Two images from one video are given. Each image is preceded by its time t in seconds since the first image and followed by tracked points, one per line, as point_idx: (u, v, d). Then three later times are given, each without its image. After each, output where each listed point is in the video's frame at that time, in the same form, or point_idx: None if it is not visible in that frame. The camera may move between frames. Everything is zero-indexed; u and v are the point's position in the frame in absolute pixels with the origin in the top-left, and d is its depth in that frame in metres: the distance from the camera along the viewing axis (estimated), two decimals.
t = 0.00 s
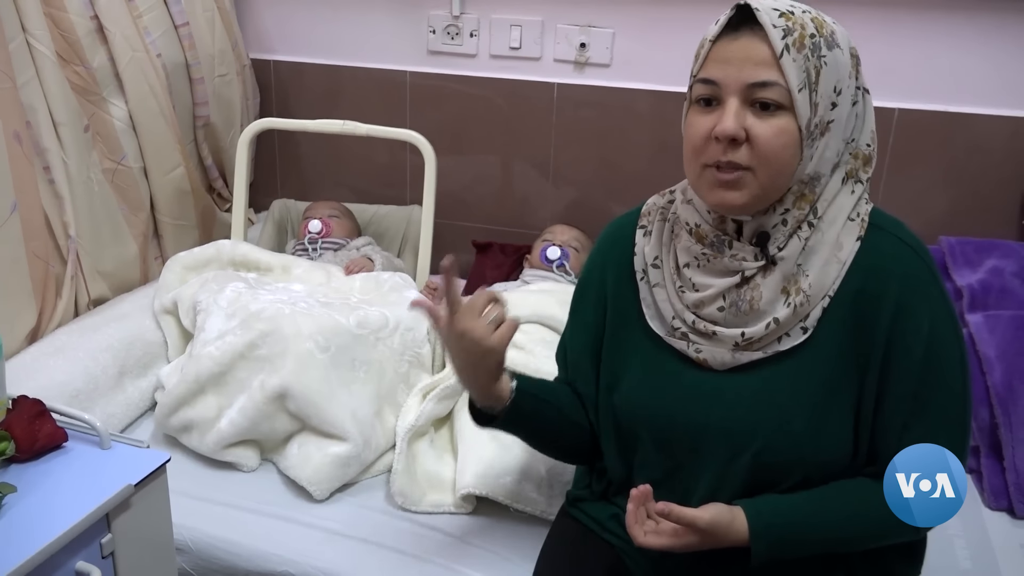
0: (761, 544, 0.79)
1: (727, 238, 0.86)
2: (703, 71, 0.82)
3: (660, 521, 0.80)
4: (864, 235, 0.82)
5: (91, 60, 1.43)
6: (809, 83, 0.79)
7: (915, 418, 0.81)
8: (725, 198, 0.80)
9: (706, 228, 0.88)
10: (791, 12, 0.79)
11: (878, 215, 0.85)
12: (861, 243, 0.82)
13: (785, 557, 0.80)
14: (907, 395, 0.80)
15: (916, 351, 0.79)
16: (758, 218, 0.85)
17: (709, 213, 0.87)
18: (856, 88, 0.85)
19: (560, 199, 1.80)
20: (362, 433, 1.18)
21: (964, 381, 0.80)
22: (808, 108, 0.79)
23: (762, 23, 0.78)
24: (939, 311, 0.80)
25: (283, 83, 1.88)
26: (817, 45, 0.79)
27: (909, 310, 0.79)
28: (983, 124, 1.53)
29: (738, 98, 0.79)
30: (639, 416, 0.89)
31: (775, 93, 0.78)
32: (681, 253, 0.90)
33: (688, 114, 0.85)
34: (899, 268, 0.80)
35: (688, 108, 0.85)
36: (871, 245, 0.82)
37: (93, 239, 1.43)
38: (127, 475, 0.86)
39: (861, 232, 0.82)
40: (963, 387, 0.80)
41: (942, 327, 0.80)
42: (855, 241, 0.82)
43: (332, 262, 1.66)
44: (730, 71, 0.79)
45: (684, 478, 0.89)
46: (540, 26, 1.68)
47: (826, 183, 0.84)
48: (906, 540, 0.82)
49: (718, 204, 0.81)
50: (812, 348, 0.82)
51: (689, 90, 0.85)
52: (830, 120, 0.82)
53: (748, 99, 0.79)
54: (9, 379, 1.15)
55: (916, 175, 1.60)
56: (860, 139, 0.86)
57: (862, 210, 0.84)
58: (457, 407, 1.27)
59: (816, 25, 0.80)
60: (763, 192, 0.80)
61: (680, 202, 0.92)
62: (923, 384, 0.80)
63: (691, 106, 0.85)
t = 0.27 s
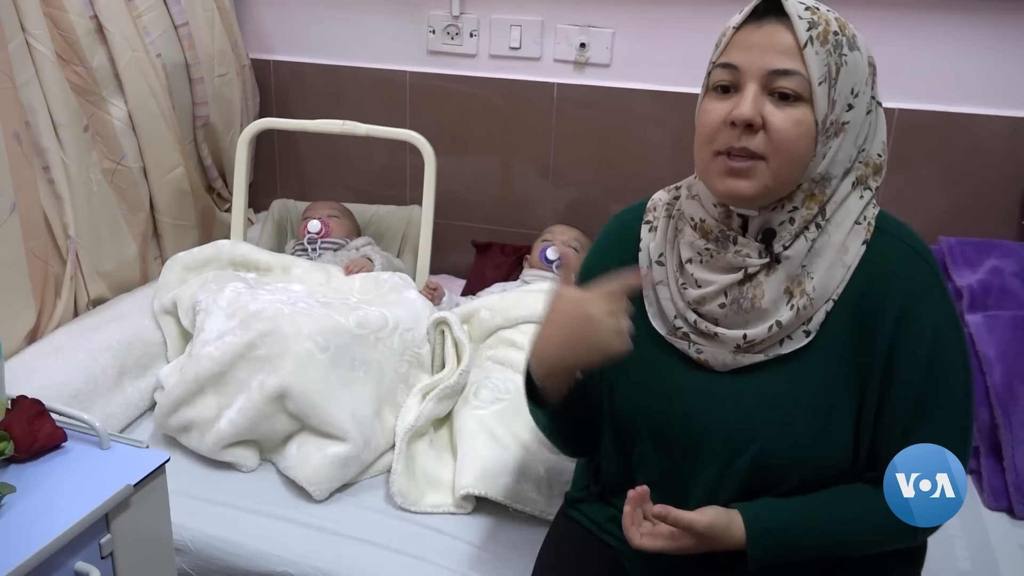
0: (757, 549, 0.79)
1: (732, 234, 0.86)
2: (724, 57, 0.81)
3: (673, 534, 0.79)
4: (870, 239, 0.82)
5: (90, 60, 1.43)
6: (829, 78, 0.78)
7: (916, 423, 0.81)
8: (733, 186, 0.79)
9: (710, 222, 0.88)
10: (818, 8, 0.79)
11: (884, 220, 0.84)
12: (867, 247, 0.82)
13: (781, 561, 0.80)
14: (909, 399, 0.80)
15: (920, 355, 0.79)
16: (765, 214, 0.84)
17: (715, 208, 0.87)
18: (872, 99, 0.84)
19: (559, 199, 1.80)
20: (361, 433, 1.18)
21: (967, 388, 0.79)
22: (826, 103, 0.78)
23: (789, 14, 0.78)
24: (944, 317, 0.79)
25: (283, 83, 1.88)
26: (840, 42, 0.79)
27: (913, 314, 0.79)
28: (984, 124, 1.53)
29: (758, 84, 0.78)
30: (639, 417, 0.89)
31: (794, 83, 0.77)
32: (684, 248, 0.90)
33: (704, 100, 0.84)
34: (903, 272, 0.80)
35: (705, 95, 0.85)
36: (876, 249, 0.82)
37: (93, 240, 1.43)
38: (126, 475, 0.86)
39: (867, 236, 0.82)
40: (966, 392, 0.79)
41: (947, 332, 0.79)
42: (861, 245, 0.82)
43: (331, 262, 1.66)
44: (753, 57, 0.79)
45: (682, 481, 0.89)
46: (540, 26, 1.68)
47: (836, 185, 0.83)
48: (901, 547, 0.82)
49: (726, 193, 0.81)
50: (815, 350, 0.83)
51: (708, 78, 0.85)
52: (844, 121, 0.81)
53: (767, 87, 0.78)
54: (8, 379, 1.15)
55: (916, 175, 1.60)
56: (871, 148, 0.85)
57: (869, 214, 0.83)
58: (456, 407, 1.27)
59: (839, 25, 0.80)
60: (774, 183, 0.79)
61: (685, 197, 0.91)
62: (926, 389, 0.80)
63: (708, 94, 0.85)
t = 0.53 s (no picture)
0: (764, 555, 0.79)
1: (743, 241, 0.84)
2: (736, 61, 0.80)
3: (708, 547, 0.78)
4: (881, 247, 0.81)
5: (89, 61, 1.43)
6: (842, 84, 0.77)
7: (925, 432, 0.80)
8: (746, 195, 0.78)
9: (721, 229, 0.86)
10: (831, 13, 0.78)
11: (893, 227, 0.83)
12: (877, 255, 0.81)
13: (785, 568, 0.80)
14: (919, 408, 0.80)
15: (930, 364, 0.79)
16: (777, 220, 0.82)
17: (724, 214, 0.85)
18: (883, 103, 0.83)
19: (559, 200, 1.80)
20: (361, 433, 1.18)
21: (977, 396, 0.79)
22: (839, 110, 0.77)
23: (802, 19, 0.77)
24: (955, 325, 0.79)
25: (282, 83, 1.88)
26: (852, 47, 0.78)
27: (924, 323, 0.79)
28: (983, 124, 1.53)
29: (771, 90, 0.77)
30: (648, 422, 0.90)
31: (808, 89, 0.76)
32: (693, 254, 0.88)
33: (715, 105, 0.83)
34: (914, 281, 0.79)
35: (716, 100, 0.84)
36: (887, 257, 0.81)
37: (92, 240, 1.43)
38: (124, 475, 0.86)
39: (879, 243, 0.81)
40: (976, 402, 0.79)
41: (958, 342, 0.79)
42: (872, 252, 0.81)
43: (330, 262, 1.66)
44: (766, 62, 0.77)
45: (690, 486, 0.90)
46: (539, 26, 1.68)
47: (848, 192, 0.82)
48: (907, 552, 0.82)
49: (738, 202, 0.79)
50: (825, 357, 0.82)
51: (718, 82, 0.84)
52: (856, 128, 0.80)
53: (780, 93, 0.77)
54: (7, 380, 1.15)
55: (916, 175, 1.60)
56: (882, 154, 0.84)
57: (880, 220, 0.82)
58: (455, 407, 1.27)
59: (852, 29, 0.79)
60: (787, 192, 0.77)
61: (694, 201, 0.90)
62: (936, 398, 0.79)
63: (718, 99, 0.83)
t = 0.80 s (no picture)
0: (764, 558, 0.79)
1: (755, 246, 0.85)
2: (736, 72, 0.80)
3: (727, 553, 0.78)
4: (890, 249, 0.81)
5: (88, 61, 1.43)
6: (845, 88, 0.77)
7: (929, 436, 0.80)
8: (756, 211, 0.79)
9: (731, 234, 0.86)
10: (829, 15, 0.77)
11: (901, 230, 0.83)
12: (886, 257, 0.81)
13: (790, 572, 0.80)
14: (924, 412, 0.80)
15: (937, 369, 0.78)
16: (787, 227, 0.83)
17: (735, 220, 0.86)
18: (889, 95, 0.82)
19: (558, 200, 1.80)
20: (360, 433, 1.18)
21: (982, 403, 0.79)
22: (843, 114, 0.77)
23: (800, 25, 0.76)
24: (962, 331, 0.79)
25: (281, 83, 1.88)
26: (854, 49, 0.77)
27: (931, 328, 0.79)
28: (983, 124, 1.53)
29: (773, 101, 0.77)
30: (654, 425, 0.90)
31: (811, 98, 0.76)
32: (704, 257, 0.89)
33: (717, 115, 0.83)
34: (921, 287, 0.79)
35: (718, 109, 0.84)
36: (895, 260, 0.81)
37: (91, 241, 1.43)
38: (122, 475, 0.86)
39: (887, 246, 0.81)
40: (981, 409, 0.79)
41: (965, 348, 0.79)
42: (880, 255, 0.80)
43: (329, 262, 1.66)
44: (765, 72, 0.77)
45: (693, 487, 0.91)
46: (538, 26, 1.68)
47: (856, 193, 0.82)
48: (909, 557, 0.82)
49: (747, 215, 0.80)
50: (832, 360, 0.82)
51: (720, 90, 0.84)
52: (863, 128, 0.80)
53: (782, 102, 0.77)
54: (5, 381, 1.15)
55: (916, 175, 1.60)
56: (889, 147, 0.83)
57: (888, 222, 0.82)
58: (455, 408, 1.27)
59: (853, 29, 0.78)
60: (796, 203, 0.78)
61: (703, 203, 0.90)
62: (942, 404, 0.79)
63: (721, 109, 0.83)
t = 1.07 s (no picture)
0: (764, 559, 0.79)
1: (758, 247, 0.85)
2: (740, 73, 0.80)
3: (729, 551, 0.77)
4: (894, 250, 0.81)
5: (87, 61, 1.43)
6: (850, 89, 0.77)
7: (932, 437, 0.80)
8: (760, 212, 0.79)
9: (735, 233, 0.86)
10: (834, 15, 0.77)
11: (904, 231, 0.83)
12: (890, 258, 0.81)
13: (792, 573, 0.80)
14: (927, 413, 0.80)
15: (941, 370, 0.78)
16: (791, 227, 0.83)
17: (739, 220, 0.85)
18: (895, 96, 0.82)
19: (558, 200, 1.80)
20: (359, 433, 1.18)
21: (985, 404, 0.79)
22: (848, 116, 0.76)
23: (804, 26, 0.76)
24: (966, 332, 0.79)
25: (280, 83, 1.88)
26: (859, 49, 0.77)
27: (935, 329, 0.78)
28: (983, 123, 1.53)
29: (777, 102, 0.77)
30: (657, 425, 0.89)
31: (816, 99, 0.75)
32: (707, 257, 0.88)
33: (720, 116, 0.83)
34: (925, 287, 0.79)
35: (721, 110, 0.84)
36: (899, 261, 0.81)
37: (90, 241, 1.42)
38: (120, 475, 0.86)
39: (892, 247, 0.80)
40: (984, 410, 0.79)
41: (969, 349, 0.78)
42: (884, 256, 0.80)
43: (329, 262, 1.66)
44: (770, 73, 0.77)
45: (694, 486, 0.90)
46: (538, 26, 1.68)
47: (861, 194, 0.82)
48: (912, 558, 0.82)
49: (751, 216, 0.80)
50: (835, 361, 0.82)
51: (724, 90, 0.83)
52: (867, 128, 0.79)
53: (786, 104, 0.77)
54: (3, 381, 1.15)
55: (915, 175, 1.60)
56: (895, 146, 0.83)
57: (892, 223, 0.82)
58: (454, 407, 1.26)
59: (858, 30, 0.78)
60: (800, 204, 0.78)
61: (707, 202, 0.89)
62: (945, 405, 0.79)
63: (724, 109, 0.83)
